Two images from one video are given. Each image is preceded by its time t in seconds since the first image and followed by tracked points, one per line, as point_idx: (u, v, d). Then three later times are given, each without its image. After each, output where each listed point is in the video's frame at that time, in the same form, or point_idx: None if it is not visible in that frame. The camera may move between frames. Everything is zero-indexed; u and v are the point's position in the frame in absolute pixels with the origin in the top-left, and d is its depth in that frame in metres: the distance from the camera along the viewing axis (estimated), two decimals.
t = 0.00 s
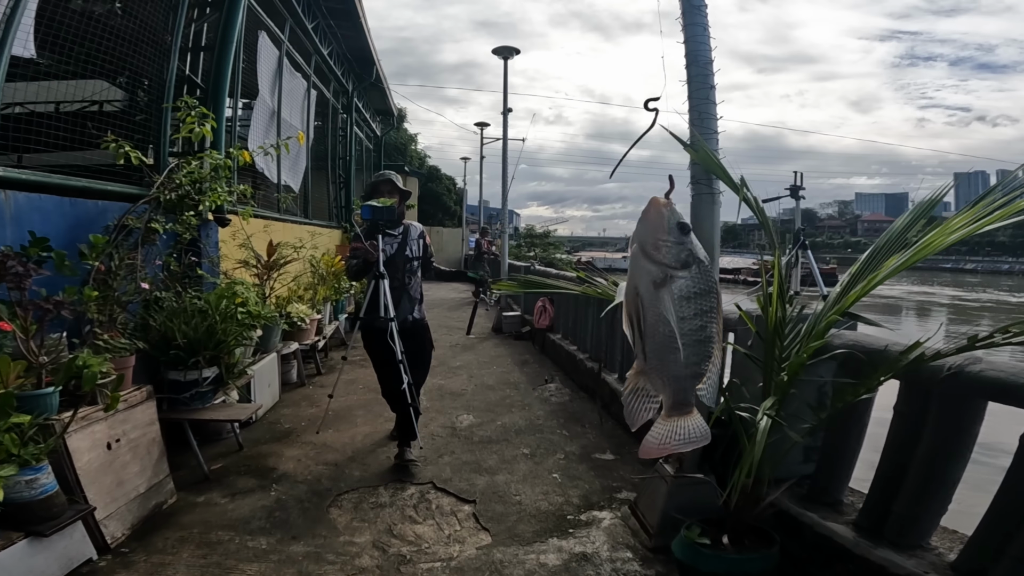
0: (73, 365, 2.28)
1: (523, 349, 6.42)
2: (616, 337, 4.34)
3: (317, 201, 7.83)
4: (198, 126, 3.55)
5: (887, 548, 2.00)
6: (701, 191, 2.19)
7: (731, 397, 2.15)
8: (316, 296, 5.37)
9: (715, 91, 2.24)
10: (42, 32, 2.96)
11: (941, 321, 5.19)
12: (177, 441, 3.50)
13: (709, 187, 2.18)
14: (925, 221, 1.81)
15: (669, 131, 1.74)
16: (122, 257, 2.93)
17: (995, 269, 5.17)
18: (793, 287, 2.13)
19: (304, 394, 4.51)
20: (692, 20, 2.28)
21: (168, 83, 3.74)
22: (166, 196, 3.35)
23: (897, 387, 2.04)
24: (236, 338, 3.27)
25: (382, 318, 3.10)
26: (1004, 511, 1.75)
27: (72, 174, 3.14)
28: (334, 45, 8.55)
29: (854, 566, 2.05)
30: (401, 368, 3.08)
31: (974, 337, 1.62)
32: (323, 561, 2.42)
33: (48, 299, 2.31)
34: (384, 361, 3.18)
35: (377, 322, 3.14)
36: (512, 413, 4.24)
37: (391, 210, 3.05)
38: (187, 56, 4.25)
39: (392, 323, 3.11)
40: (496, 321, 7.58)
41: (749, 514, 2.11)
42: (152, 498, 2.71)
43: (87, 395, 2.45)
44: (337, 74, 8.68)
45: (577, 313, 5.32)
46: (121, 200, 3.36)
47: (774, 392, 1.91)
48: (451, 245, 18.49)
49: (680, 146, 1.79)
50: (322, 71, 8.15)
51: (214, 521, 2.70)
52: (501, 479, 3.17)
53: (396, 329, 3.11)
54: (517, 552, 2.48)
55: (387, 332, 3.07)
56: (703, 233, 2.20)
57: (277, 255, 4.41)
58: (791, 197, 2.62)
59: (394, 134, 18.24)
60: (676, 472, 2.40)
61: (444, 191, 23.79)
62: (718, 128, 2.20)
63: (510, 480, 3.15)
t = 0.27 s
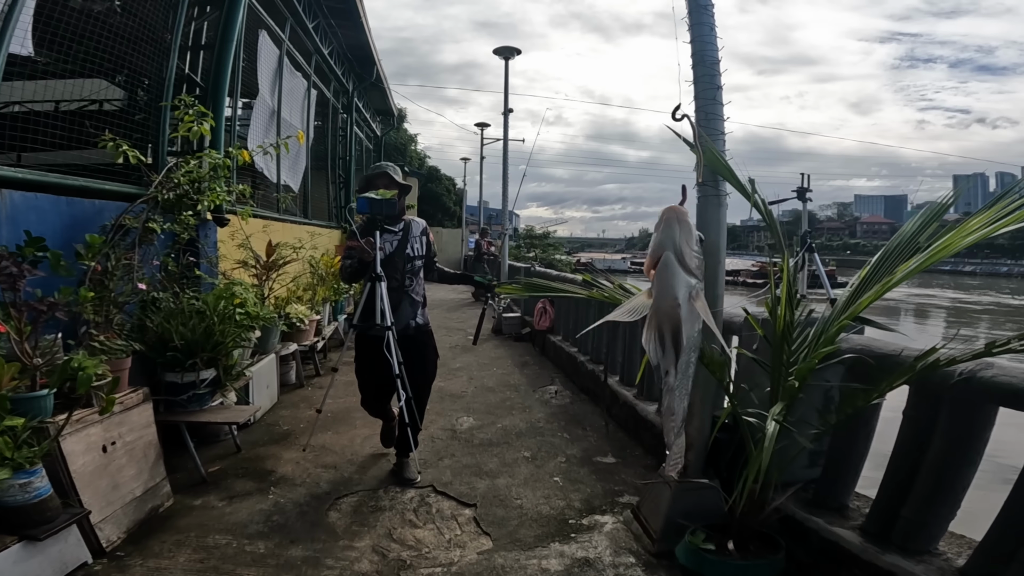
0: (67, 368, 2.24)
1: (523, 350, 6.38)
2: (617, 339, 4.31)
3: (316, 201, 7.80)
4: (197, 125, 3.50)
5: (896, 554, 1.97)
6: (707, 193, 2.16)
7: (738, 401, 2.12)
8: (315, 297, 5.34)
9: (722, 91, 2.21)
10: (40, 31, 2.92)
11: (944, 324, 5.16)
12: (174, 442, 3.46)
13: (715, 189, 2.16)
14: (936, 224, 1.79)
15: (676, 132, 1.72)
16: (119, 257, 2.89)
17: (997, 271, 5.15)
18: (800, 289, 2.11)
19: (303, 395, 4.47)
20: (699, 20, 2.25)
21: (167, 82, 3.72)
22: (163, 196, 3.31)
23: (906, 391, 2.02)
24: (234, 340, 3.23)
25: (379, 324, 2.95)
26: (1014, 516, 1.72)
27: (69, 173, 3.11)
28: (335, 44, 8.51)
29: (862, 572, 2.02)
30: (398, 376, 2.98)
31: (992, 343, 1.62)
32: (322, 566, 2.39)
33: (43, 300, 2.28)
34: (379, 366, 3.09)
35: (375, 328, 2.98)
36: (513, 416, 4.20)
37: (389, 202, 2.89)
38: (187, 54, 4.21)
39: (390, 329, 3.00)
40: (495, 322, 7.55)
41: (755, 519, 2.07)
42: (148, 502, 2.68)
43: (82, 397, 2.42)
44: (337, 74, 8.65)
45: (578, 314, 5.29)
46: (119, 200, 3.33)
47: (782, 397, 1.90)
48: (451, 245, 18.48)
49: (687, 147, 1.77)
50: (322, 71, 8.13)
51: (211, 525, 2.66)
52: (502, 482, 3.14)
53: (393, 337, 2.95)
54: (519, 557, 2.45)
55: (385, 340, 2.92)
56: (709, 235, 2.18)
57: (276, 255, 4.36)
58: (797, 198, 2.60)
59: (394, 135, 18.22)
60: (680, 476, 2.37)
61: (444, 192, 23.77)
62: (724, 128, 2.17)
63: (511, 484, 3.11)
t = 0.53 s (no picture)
0: (65, 368, 2.21)
1: (523, 351, 6.37)
2: (618, 341, 4.29)
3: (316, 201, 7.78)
4: (198, 123, 3.49)
5: (900, 557, 1.96)
6: (711, 195, 2.15)
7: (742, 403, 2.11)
8: (315, 297, 5.32)
9: (726, 92, 2.19)
10: (42, 28, 2.90)
11: (944, 326, 5.15)
12: (172, 443, 3.44)
13: (720, 190, 2.14)
14: (945, 227, 1.78)
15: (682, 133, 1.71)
16: (118, 256, 2.87)
17: (997, 274, 5.15)
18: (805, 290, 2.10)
19: (302, 396, 4.45)
20: (704, 20, 2.25)
21: (168, 81, 3.72)
22: (163, 195, 3.31)
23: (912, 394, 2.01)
24: (233, 340, 3.21)
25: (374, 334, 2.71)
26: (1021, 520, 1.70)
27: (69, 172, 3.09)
28: (336, 44, 8.49)
29: None
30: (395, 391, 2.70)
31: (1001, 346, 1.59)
32: (321, 569, 2.37)
33: (40, 299, 2.26)
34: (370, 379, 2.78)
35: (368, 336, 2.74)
36: (513, 417, 4.19)
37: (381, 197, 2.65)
38: (188, 53, 4.20)
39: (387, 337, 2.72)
40: (495, 323, 7.54)
41: (760, 522, 2.05)
42: (145, 503, 2.66)
43: (79, 398, 2.41)
44: (338, 74, 8.64)
45: (578, 316, 5.27)
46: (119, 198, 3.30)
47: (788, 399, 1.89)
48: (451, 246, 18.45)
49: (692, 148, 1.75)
50: (324, 70, 8.12)
51: (209, 526, 2.64)
52: (502, 484, 3.12)
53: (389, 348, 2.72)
54: (520, 559, 2.43)
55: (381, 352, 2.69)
56: (713, 236, 2.16)
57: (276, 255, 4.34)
58: (803, 200, 2.58)
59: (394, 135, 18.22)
60: (683, 479, 2.36)
61: (444, 193, 23.77)
62: (729, 129, 2.16)
63: (512, 486, 3.09)
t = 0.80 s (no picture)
0: (64, 366, 2.20)
1: (523, 352, 6.36)
2: (619, 342, 4.29)
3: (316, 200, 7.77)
4: (199, 122, 3.47)
5: (903, 559, 1.95)
6: (715, 194, 2.14)
7: (745, 403, 2.10)
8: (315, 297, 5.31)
9: (730, 92, 2.19)
10: (41, 26, 2.89)
11: (944, 328, 5.16)
12: (171, 443, 3.43)
13: (723, 190, 2.13)
14: (948, 228, 1.77)
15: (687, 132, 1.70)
16: (118, 255, 2.86)
17: (996, 276, 5.15)
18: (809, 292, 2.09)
19: (302, 396, 4.44)
20: (707, 21, 2.25)
21: (169, 79, 3.67)
22: (164, 193, 3.30)
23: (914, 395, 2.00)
24: (233, 339, 3.20)
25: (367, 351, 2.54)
26: None
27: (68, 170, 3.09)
28: (337, 43, 8.49)
29: None
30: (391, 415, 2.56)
31: (1006, 347, 1.58)
32: (321, 569, 2.35)
33: (40, 297, 2.24)
34: (358, 394, 2.61)
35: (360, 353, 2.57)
36: (513, 418, 4.18)
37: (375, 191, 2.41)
38: (190, 51, 4.19)
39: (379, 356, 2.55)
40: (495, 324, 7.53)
41: (762, 523, 2.04)
42: (144, 503, 2.64)
43: (79, 396, 2.40)
44: (339, 73, 8.64)
45: (578, 316, 5.27)
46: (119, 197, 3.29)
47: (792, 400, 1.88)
48: (451, 246, 18.45)
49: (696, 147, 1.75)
50: (325, 70, 8.12)
51: (208, 527, 2.62)
52: (503, 485, 3.11)
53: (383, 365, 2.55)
54: (521, 560, 2.42)
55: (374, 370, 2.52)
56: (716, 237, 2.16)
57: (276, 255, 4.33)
58: (806, 201, 2.58)
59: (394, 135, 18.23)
60: (684, 481, 2.35)
61: (444, 193, 23.77)
62: (733, 129, 2.15)
63: (512, 487, 3.09)
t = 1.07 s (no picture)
0: (64, 365, 2.20)
1: (523, 352, 6.36)
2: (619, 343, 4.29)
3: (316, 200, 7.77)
4: (200, 121, 3.47)
5: (904, 560, 1.95)
6: (717, 196, 2.14)
7: (747, 405, 2.09)
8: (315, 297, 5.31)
9: (732, 93, 2.19)
10: (43, 25, 2.88)
11: (942, 330, 5.17)
12: (170, 442, 3.42)
13: (725, 191, 2.13)
14: (951, 230, 1.77)
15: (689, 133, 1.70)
16: (118, 254, 2.85)
17: (995, 278, 5.16)
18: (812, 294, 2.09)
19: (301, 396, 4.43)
20: (710, 22, 2.25)
21: (171, 79, 3.66)
22: (165, 192, 3.29)
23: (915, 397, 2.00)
24: (233, 339, 3.19)
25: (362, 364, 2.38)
26: None
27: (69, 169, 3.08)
28: (338, 43, 8.49)
29: None
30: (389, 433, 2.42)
31: (1008, 349, 1.58)
32: (320, 570, 2.35)
33: (40, 296, 2.24)
34: (350, 403, 2.52)
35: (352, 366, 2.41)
36: (513, 418, 4.18)
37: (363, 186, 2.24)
38: (191, 51, 4.19)
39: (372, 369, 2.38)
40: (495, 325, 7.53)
41: (762, 524, 2.04)
42: (143, 502, 2.64)
43: (79, 395, 2.39)
44: (340, 73, 8.64)
45: (578, 317, 5.27)
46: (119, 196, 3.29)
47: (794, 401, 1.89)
48: (451, 247, 18.46)
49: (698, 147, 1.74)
50: (326, 70, 8.13)
51: (207, 526, 2.62)
52: (502, 485, 3.11)
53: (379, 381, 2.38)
54: (521, 561, 2.41)
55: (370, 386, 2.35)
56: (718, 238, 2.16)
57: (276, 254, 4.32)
58: (807, 202, 2.58)
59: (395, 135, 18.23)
60: (684, 481, 2.35)
61: (443, 194, 23.76)
62: (735, 131, 2.15)
63: (512, 487, 3.08)
